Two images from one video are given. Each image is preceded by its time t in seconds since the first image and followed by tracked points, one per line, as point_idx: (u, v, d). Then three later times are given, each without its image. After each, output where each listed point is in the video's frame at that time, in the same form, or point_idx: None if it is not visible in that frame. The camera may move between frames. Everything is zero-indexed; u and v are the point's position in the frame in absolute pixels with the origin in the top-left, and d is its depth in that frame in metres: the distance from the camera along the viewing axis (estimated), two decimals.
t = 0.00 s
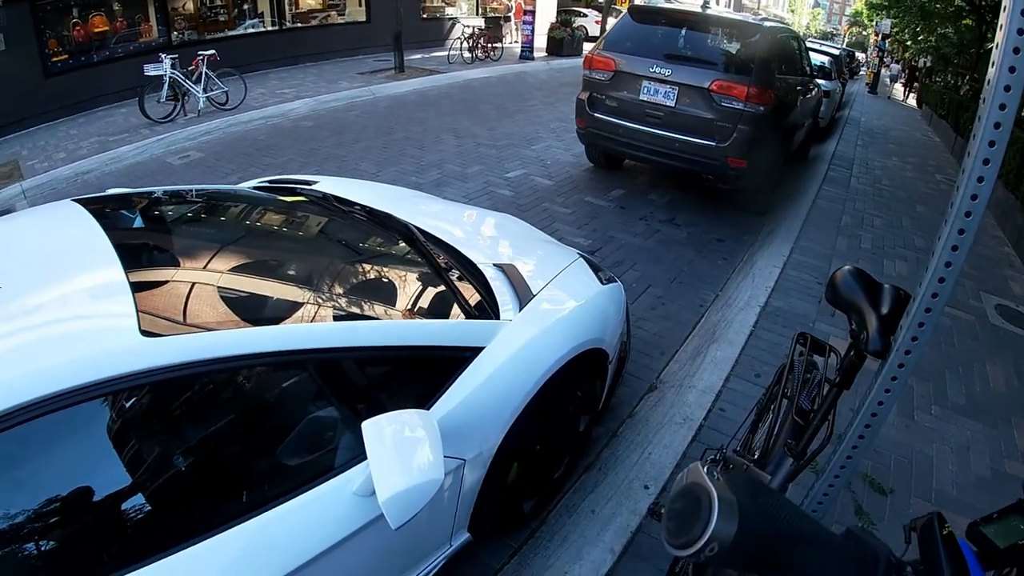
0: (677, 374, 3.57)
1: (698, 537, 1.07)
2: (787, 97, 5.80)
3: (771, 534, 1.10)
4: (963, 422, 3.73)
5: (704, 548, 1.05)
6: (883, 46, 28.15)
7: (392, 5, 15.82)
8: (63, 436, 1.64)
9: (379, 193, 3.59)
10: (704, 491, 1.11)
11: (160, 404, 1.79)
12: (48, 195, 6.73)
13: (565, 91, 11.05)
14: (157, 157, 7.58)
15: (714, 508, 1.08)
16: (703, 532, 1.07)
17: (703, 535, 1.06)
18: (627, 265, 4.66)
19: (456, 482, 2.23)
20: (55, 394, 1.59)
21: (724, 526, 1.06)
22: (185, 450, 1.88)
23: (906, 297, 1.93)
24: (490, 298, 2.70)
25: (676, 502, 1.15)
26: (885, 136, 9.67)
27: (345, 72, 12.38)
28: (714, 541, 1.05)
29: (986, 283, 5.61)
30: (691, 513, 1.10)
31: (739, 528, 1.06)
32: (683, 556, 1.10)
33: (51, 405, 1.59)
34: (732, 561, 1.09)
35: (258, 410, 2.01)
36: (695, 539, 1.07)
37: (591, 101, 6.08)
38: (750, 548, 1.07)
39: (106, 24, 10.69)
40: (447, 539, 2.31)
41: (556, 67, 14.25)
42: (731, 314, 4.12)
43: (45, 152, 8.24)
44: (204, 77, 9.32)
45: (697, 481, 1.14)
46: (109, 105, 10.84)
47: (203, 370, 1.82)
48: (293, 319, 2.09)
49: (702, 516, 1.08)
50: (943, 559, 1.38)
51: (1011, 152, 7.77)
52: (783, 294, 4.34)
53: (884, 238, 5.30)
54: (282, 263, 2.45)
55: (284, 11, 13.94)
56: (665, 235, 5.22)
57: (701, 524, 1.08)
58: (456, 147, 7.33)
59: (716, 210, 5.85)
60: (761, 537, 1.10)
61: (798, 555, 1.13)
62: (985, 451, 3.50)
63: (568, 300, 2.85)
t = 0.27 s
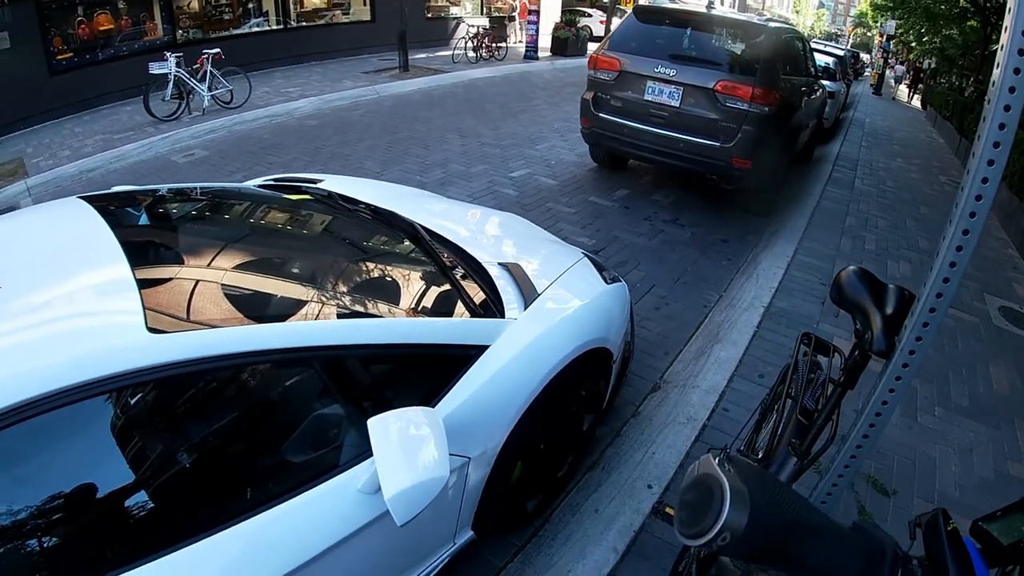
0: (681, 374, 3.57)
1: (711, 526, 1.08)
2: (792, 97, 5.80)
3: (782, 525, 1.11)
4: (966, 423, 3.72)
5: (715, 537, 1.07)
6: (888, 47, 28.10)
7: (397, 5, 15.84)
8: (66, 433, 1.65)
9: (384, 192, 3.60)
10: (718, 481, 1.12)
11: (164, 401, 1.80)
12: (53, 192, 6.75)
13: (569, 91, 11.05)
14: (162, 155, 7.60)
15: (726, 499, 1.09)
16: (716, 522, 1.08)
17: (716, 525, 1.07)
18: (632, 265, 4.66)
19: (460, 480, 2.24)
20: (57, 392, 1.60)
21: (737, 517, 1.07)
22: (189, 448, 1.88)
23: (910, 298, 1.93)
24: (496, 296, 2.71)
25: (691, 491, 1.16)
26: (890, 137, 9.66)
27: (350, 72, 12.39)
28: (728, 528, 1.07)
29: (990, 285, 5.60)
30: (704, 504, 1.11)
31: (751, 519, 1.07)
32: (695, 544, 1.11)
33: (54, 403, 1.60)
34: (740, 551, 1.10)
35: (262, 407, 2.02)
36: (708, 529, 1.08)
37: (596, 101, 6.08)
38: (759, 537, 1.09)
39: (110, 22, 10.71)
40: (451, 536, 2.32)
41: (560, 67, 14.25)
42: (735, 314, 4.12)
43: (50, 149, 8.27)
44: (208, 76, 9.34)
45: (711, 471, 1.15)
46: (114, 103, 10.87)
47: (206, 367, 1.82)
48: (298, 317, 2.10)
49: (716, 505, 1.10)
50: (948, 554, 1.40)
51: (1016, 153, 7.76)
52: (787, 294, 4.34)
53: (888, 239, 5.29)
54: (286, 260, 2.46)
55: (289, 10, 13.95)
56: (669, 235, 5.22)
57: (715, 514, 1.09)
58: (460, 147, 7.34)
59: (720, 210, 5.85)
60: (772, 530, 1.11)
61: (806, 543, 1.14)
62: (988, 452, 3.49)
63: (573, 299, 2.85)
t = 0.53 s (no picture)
0: (688, 374, 3.57)
1: (733, 505, 1.05)
2: (801, 98, 5.79)
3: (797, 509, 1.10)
4: (973, 427, 3.71)
5: (738, 517, 1.04)
6: (897, 50, 28.00)
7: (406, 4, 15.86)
8: (73, 426, 1.66)
9: (392, 189, 3.60)
10: (741, 460, 1.09)
11: (171, 395, 1.81)
12: (62, 187, 6.79)
13: (578, 91, 11.05)
14: (171, 152, 7.63)
15: (749, 479, 1.06)
16: (739, 502, 1.05)
17: (741, 503, 1.04)
18: (640, 265, 4.66)
19: (470, 476, 2.25)
20: (64, 385, 1.61)
21: (760, 498, 1.04)
22: (197, 442, 1.89)
23: (919, 298, 1.92)
24: (506, 293, 2.72)
25: (712, 471, 1.13)
26: (899, 140, 9.63)
27: (359, 70, 12.42)
28: (751, 508, 1.04)
29: (998, 289, 5.59)
30: (727, 485, 1.08)
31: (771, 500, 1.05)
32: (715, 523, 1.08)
33: (62, 396, 1.61)
34: (758, 530, 1.09)
35: (272, 402, 2.03)
36: (728, 510, 1.06)
37: (605, 101, 6.09)
38: (777, 520, 1.08)
39: (120, 18, 10.76)
40: (458, 532, 2.33)
41: (569, 66, 14.25)
42: (742, 315, 4.12)
43: (60, 145, 8.32)
44: (218, 73, 9.37)
45: (733, 450, 1.11)
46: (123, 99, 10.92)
47: (212, 361, 1.83)
48: (306, 312, 2.11)
49: (739, 481, 1.06)
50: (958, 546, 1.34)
51: None
52: (795, 296, 4.33)
53: (896, 242, 5.28)
54: (294, 257, 2.46)
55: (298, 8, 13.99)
56: (677, 235, 5.22)
57: (737, 490, 1.07)
58: (469, 145, 7.35)
59: (728, 211, 5.84)
60: (786, 515, 1.09)
61: (820, 527, 1.13)
62: (994, 456, 3.48)
63: (582, 297, 2.86)
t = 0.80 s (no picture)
0: (696, 374, 3.58)
1: (758, 484, 1.05)
2: (811, 100, 5.77)
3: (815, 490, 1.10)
4: (980, 430, 3.70)
5: (763, 495, 1.04)
6: (907, 52, 27.87)
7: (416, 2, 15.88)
8: (80, 419, 1.67)
9: (402, 187, 3.61)
10: (766, 441, 1.09)
11: (179, 389, 1.82)
12: (72, 182, 6.84)
13: (587, 90, 11.04)
14: (181, 148, 7.67)
15: (772, 461, 1.05)
16: (762, 481, 1.05)
17: (767, 481, 1.04)
18: (648, 265, 4.67)
19: (480, 472, 2.26)
20: (72, 378, 1.62)
21: (784, 478, 1.04)
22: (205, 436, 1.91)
23: (929, 299, 1.91)
24: (517, 291, 2.73)
25: (736, 451, 1.13)
26: (909, 143, 9.60)
27: (368, 68, 12.44)
28: (776, 487, 1.04)
29: (1006, 292, 5.57)
30: (751, 466, 1.08)
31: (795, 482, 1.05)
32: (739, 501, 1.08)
33: (68, 389, 1.62)
34: (779, 510, 1.10)
35: (281, 396, 2.04)
36: (754, 488, 1.05)
37: (615, 101, 6.09)
38: (799, 498, 1.08)
39: (131, 15, 10.82)
40: (467, 528, 2.35)
41: (578, 66, 14.24)
42: (751, 316, 4.12)
43: (71, 140, 8.37)
44: (228, 70, 9.41)
45: (758, 431, 1.11)
46: (133, 96, 10.98)
47: (219, 355, 1.85)
48: (317, 307, 2.12)
49: (766, 461, 1.06)
50: (967, 536, 1.31)
51: None
52: (803, 297, 4.33)
53: (904, 245, 5.26)
54: (302, 253, 2.47)
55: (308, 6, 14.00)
56: (686, 236, 5.22)
57: (764, 470, 1.06)
58: (478, 144, 7.37)
59: (736, 212, 5.83)
60: (806, 496, 1.10)
61: (837, 510, 1.14)
62: (1001, 459, 3.48)
63: (591, 296, 2.87)
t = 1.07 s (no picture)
0: (702, 374, 3.58)
1: (770, 474, 1.09)
2: (817, 101, 5.77)
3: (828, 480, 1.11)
4: (984, 432, 3.70)
5: (775, 485, 1.08)
6: (913, 54, 27.81)
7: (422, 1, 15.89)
8: (84, 415, 1.68)
9: (407, 186, 3.62)
10: (779, 433, 1.13)
11: (182, 387, 1.83)
12: (78, 180, 6.87)
13: (593, 90, 11.04)
14: (187, 146, 7.70)
15: (785, 450, 1.09)
16: (775, 471, 1.08)
17: (778, 472, 1.08)
18: (654, 265, 4.67)
19: (486, 469, 2.28)
20: (74, 374, 1.63)
21: (795, 468, 1.07)
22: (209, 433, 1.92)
23: (935, 299, 1.91)
24: (524, 289, 2.74)
25: (750, 442, 1.17)
26: (914, 145, 9.59)
27: (374, 67, 12.46)
28: (787, 477, 1.07)
29: (1011, 295, 5.55)
30: (763, 457, 1.11)
31: (807, 469, 1.08)
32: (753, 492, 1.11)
33: (71, 386, 1.63)
34: (793, 502, 1.12)
35: (288, 394, 2.05)
36: (767, 479, 1.09)
37: (621, 101, 6.10)
38: (814, 492, 1.11)
39: (137, 13, 10.85)
40: (472, 526, 2.36)
41: (584, 66, 14.25)
42: (756, 316, 4.12)
43: (77, 138, 8.40)
44: (235, 68, 9.44)
45: (770, 424, 1.16)
46: (139, 94, 11.01)
47: (222, 351, 1.85)
48: (323, 304, 2.12)
49: (777, 451, 1.09)
50: (972, 532, 1.32)
51: None
52: (808, 298, 4.32)
53: (910, 247, 5.25)
54: (307, 250, 2.48)
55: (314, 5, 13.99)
56: (691, 236, 5.22)
57: (776, 460, 1.10)
58: (484, 144, 7.38)
59: (741, 213, 5.83)
60: (820, 488, 1.12)
61: (850, 499, 1.15)
62: (1005, 462, 3.47)
63: (597, 295, 2.87)
